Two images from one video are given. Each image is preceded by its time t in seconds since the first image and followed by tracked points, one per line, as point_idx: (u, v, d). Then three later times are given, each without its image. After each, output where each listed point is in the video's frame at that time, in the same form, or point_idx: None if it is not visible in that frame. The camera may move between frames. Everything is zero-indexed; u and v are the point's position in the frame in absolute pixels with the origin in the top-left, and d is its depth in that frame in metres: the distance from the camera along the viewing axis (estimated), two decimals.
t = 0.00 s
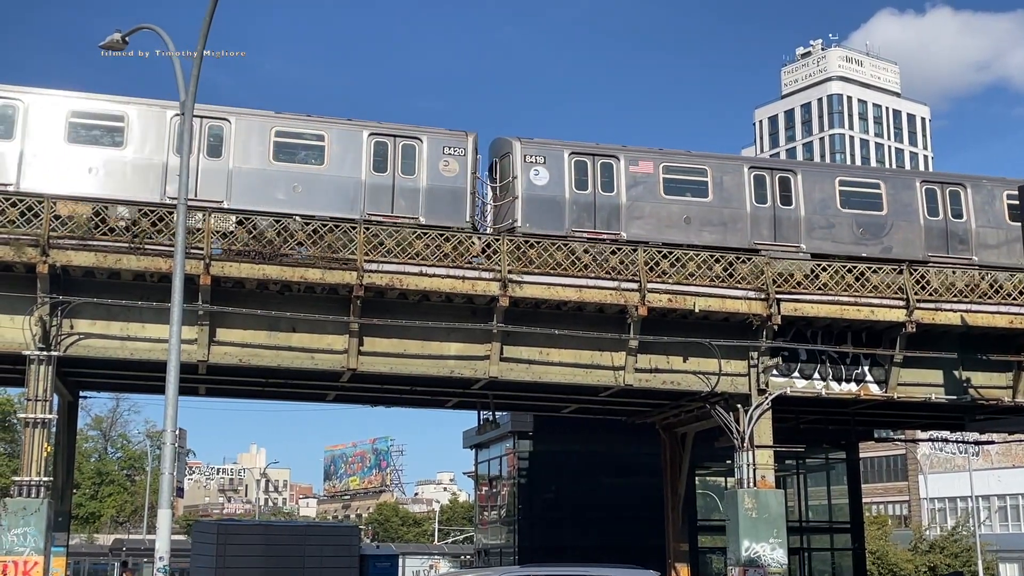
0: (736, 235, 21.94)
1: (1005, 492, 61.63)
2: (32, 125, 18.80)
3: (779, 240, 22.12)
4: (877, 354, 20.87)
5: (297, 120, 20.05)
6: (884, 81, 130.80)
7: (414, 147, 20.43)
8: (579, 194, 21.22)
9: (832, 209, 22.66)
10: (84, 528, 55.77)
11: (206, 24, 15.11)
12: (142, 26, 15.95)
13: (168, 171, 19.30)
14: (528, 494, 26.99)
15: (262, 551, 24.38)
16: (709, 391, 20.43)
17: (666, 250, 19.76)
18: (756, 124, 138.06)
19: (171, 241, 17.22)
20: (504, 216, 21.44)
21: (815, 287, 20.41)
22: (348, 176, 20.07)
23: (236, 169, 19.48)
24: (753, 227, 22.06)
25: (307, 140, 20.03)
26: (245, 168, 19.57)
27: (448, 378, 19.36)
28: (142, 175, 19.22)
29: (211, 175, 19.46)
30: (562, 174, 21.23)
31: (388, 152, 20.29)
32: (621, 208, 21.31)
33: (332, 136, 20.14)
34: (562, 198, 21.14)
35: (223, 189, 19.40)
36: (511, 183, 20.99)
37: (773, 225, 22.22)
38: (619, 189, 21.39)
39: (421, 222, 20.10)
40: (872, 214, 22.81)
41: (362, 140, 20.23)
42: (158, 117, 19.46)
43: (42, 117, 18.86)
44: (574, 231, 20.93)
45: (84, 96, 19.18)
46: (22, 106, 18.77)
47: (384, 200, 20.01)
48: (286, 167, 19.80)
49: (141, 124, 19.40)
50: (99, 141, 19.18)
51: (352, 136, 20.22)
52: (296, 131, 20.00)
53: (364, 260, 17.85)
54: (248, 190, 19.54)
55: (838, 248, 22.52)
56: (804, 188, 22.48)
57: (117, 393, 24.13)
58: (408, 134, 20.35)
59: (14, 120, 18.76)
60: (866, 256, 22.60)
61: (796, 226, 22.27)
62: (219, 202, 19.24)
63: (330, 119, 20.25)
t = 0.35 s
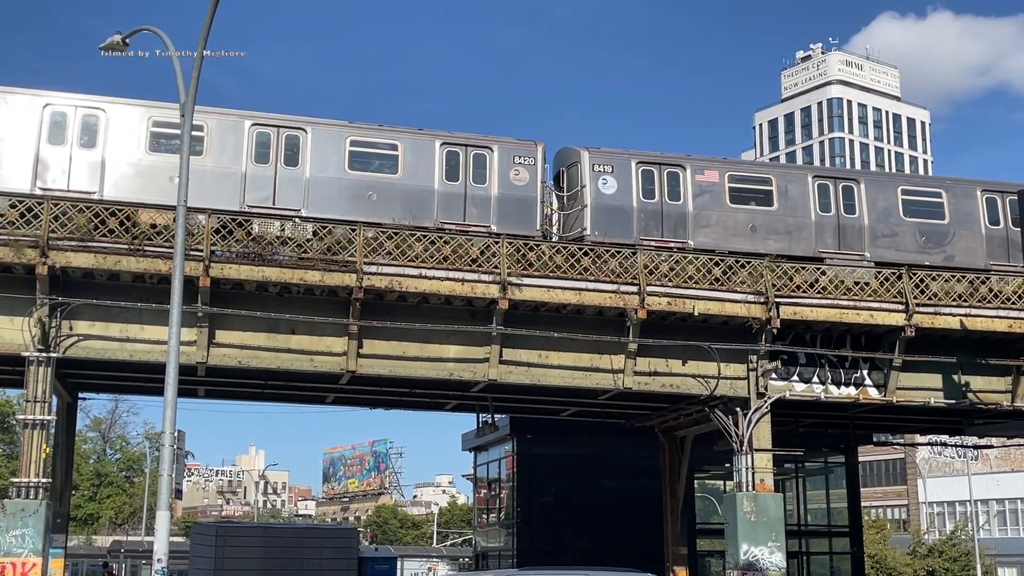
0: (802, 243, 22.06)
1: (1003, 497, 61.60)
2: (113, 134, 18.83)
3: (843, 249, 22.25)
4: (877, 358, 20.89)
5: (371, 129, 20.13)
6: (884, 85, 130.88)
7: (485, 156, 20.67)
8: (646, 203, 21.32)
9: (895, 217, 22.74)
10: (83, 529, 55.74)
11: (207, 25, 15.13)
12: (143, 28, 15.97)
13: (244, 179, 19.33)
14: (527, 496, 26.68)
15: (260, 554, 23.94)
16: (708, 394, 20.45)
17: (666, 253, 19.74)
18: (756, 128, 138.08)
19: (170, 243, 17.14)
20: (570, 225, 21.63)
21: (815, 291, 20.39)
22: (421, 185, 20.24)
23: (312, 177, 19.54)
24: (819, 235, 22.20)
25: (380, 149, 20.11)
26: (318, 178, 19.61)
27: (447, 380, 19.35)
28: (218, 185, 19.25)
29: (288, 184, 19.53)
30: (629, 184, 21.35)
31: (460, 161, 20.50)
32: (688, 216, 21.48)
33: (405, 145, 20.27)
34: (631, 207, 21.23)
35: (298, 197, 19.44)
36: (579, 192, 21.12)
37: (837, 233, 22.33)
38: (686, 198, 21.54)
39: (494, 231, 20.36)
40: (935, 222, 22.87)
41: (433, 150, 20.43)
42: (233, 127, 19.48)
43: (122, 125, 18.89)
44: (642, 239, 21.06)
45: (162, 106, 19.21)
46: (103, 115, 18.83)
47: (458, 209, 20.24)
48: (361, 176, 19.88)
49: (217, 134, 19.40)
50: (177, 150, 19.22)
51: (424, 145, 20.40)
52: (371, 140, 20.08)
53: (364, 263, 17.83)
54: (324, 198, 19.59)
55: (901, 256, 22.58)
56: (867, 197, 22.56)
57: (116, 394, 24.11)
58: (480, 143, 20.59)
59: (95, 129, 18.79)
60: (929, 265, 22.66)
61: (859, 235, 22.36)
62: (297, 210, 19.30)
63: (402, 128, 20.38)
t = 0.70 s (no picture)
0: (862, 254, 22.39)
1: (997, 502, 61.69)
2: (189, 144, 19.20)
3: (901, 259, 22.53)
4: (871, 363, 20.92)
5: (439, 139, 20.42)
6: (880, 91, 131.16)
7: (549, 166, 20.94)
8: (708, 213, 21.64)
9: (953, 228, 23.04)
10: (76, 531, 55.65)
11: (203, 27, 15.14)
12: (139, 30, 15.99)
13: (315, 189, 19.66)
14: (521, 501, 26.72)
15: (253, 556, 23.51)
16: (702, 399, 20.46)
17: (661, 257, 19.75)
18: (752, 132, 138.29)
19: (166, 245, 17.17)
20: (631, 236, 21.83)
21: (810, 295, 20.43)
22: (488, 195, 20.52)
23: (382, 188, 19.83)
24: (877, 246, 22.49)
25: (447, 160, 20.42)
26: (388, 188, 19.90)
27: (441, 384, 19.34)
28: (290, 195, 19.61)
29: (358, 194, 19.85)
30: (692, 195, 21.59)
31: (526, 171, 20.76)
32: (749, 226, 21.89)
33: (472, 155, 20.55)
34: (693, 218, 21.51)
35: (368, 207, 19.75)
36: (642, 202, 21.40)
37: (895, 244, 22.62)
38: (748, 209, 21.88)
39: (559, 240, 20.61)
40: (990, 233, 23.20)
41: (499, 160, 20.68)
42: (305, 138, 19.82)
43: (197, 136, 19.28)
44: (704, 249, 21.38)
45: (236, 117, 19.58)
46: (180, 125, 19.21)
47: (522, 218, 20.50)
48: (429, 185, 20.16)
49: (289, 144, 19.74)
50: (250, 160, 19.55)
51: (489, 156, 20.67)
52: (439, 151, 20.36)
53: (359, 265, 17.85)
54: (394, 207, 19.90)
55: (958, 266, 22.86)
56: (924, 208, 22.85)
57: (110, 396, 24.10)
58: (544, 154, 20.88)
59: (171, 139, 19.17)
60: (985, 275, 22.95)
61: (916, 245, 22.64)
62: (367, 219, 19.62)
63: (469, 138, 20.63)
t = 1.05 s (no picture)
0: (915, 264, 22.92)
1: (985, 507, 61.82)
2: (255, 153, 19.36)
3: (951, 269, 23.06)
4: (861, 368, 20.99)
5: (500, 150, 20.66)
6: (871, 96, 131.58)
7: (607, 176, 21.28)
8: (762, 223, 22.19)
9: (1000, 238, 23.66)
10: (63, 532, 55.39)
11: (195, 28, 15.11)
12: (131, 30, 15.96)
13: (376, 198, 19.80)
14: (512, 504, 26.65)
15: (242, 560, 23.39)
16: (693, 403, 20.49)
17: (652, 261, 19.75)
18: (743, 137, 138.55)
19: (156, 246, 17.12)
20: (687, 245, 22.39)
21: (800, 300, 20.44)
22: (549, 204, 20.79)
23: (444, 198, 20.09)
24: (929, 256, 22.97)
25: (510, 169, 20.70)
26: (453, 198, 20.18)
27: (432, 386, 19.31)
28: (355, 204, 19.74)
29: (421, 203, 20.08)
30: (746, 206, 22.20)
31: (584, 181, 21.05)
32: (804, 236, 22.38)
33: (532, 165, 20.80)
34: (747, 227, 22.11)
35: (430, 216, 19.99)
36: (697, 213, 21.98)
37: (946, 254, 23.11)
38: (802, 219, 22.43)
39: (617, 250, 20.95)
40: None
41: (560, 169, 20.96)
42: (369, 147, 19.98)
43: (264, 145, 19.42)
44: (759, 259, 21.90)
45: (301, 127, 19.75)
46: (246, 134, 19.37)
47: (582, 228, 20.82)
48: (492, 195, 20.45)
49: (353, 153, 19.90)
50: (315, 169, 19.70)
51: (550, 165, 20.92)
52: (501, 161, 20.64)
53: (350, 267, 17.83)
54: (456, 217, 20.15)
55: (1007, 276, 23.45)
56: (974, 219, 23.40)
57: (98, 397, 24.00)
58: (604, 165, 21.19)
59: (238, 148, 19.36)
60: None
61: (967, 255, 23.16)
62: (431, 228, 19.87)
63: (529, 148, 20.90)
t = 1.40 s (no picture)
0: (960, 273, 23.10)
1: (969, 511, 62.06)
2: (313, 160, 19.23)
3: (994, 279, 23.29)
4: (846, 372, 21.06)
5: (553, 159, 20.67)
6: (858, 101, 132.14)
7: (657, 186, 21.25)
8: (810, 232, 22.33)
9: None
10: (45, 533, 55.09)
11: (182, 26, 15.05)
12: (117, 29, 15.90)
13: (433, 206, 19.75)
14: (497, 507, 26.57)
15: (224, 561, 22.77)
16: (678, 406, 20.51)
17: (638, 264, 19.78)
18: (730, 141, 138.90)
19: (141, 246, 17.03)
20: (736, 253, 22.34)
21: (785, 304, 20.50)
22: (600, 214, 20.79)
23: (499, 206, 20.07)
24: (972, 265, 23.19)
25: (560, 179, 20.67)
26: (505, 206, 20.11)
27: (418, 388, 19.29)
28: (411, 211, 19.65)
29: (476, 212, 20.05)
30: (794, 215, 22.35)
31: (634, 191, 21.05)
32: (849, 245, 22.50)
33: (583, 175, 20.82)
34: (795, 236, 22.20)
35: (484, 224, 19.96)
36: (745, 222, 22.06)
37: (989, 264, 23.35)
38: (848, 228, 22.56)
39: (669, 259, 20.98)
40: None
41: (611, 180, 20.97)
42: (424, 156, 19.90)
43: (321, 153, 19.28)
44: (807, 268, 22.06)
45: (358, 135, 19.63)
46: (305, 142, 19.24)
47: (633, 237, 20.81)
48: (543, 205, 20.40)
49: (408, 161, 19.82)
50: (372, 177, 19.61)
51: (602, 175, 20.96)
52: (551, 170, 20.63)
53: (337, 269, 17.77)
54: (511, 226, 20.13)
55: None
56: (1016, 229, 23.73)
57: (81, 398, 23.87)
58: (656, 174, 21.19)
59: (296, 156, 19.21)
60: None
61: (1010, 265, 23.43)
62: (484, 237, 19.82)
63: (580, 158, 20.93)
